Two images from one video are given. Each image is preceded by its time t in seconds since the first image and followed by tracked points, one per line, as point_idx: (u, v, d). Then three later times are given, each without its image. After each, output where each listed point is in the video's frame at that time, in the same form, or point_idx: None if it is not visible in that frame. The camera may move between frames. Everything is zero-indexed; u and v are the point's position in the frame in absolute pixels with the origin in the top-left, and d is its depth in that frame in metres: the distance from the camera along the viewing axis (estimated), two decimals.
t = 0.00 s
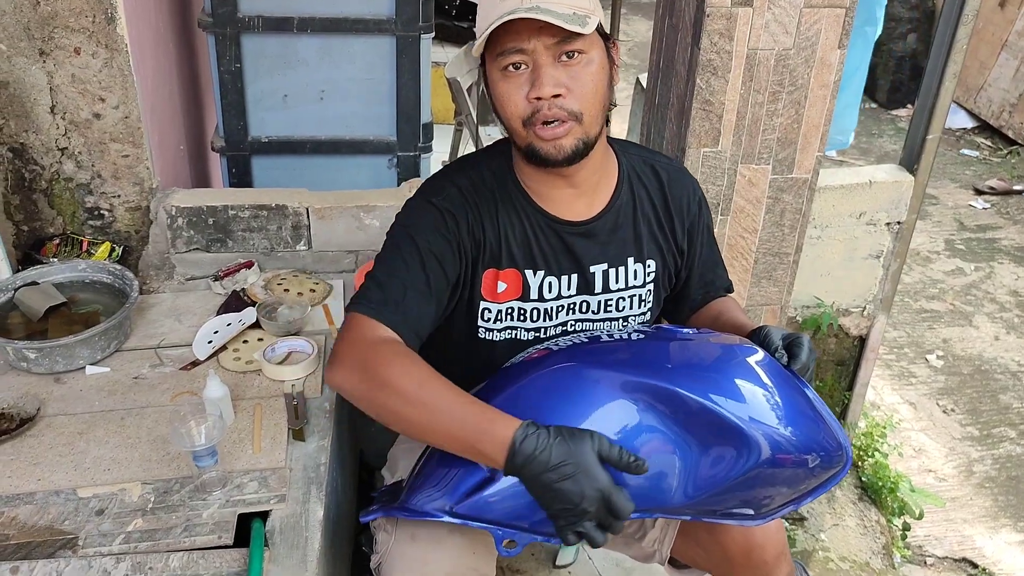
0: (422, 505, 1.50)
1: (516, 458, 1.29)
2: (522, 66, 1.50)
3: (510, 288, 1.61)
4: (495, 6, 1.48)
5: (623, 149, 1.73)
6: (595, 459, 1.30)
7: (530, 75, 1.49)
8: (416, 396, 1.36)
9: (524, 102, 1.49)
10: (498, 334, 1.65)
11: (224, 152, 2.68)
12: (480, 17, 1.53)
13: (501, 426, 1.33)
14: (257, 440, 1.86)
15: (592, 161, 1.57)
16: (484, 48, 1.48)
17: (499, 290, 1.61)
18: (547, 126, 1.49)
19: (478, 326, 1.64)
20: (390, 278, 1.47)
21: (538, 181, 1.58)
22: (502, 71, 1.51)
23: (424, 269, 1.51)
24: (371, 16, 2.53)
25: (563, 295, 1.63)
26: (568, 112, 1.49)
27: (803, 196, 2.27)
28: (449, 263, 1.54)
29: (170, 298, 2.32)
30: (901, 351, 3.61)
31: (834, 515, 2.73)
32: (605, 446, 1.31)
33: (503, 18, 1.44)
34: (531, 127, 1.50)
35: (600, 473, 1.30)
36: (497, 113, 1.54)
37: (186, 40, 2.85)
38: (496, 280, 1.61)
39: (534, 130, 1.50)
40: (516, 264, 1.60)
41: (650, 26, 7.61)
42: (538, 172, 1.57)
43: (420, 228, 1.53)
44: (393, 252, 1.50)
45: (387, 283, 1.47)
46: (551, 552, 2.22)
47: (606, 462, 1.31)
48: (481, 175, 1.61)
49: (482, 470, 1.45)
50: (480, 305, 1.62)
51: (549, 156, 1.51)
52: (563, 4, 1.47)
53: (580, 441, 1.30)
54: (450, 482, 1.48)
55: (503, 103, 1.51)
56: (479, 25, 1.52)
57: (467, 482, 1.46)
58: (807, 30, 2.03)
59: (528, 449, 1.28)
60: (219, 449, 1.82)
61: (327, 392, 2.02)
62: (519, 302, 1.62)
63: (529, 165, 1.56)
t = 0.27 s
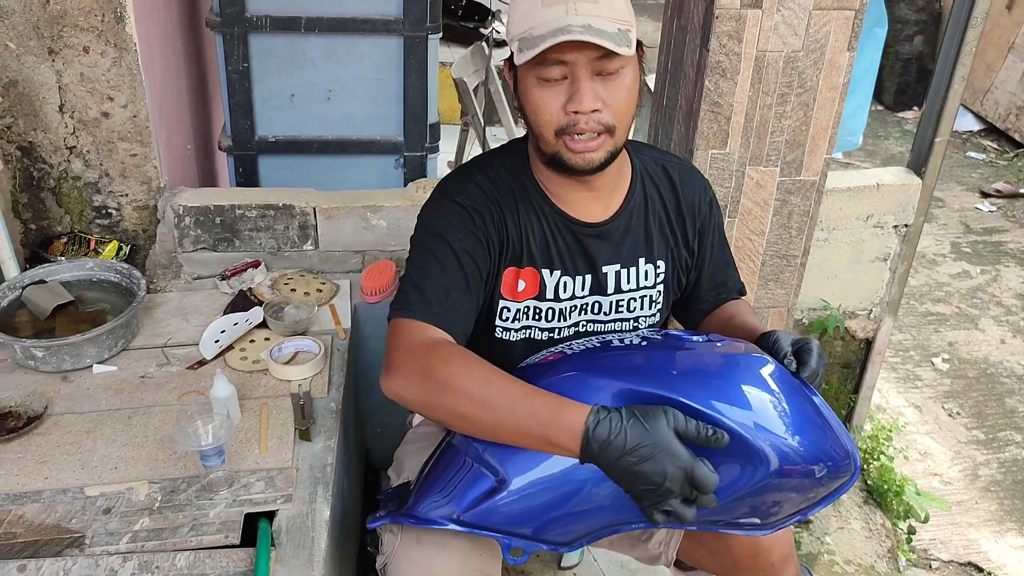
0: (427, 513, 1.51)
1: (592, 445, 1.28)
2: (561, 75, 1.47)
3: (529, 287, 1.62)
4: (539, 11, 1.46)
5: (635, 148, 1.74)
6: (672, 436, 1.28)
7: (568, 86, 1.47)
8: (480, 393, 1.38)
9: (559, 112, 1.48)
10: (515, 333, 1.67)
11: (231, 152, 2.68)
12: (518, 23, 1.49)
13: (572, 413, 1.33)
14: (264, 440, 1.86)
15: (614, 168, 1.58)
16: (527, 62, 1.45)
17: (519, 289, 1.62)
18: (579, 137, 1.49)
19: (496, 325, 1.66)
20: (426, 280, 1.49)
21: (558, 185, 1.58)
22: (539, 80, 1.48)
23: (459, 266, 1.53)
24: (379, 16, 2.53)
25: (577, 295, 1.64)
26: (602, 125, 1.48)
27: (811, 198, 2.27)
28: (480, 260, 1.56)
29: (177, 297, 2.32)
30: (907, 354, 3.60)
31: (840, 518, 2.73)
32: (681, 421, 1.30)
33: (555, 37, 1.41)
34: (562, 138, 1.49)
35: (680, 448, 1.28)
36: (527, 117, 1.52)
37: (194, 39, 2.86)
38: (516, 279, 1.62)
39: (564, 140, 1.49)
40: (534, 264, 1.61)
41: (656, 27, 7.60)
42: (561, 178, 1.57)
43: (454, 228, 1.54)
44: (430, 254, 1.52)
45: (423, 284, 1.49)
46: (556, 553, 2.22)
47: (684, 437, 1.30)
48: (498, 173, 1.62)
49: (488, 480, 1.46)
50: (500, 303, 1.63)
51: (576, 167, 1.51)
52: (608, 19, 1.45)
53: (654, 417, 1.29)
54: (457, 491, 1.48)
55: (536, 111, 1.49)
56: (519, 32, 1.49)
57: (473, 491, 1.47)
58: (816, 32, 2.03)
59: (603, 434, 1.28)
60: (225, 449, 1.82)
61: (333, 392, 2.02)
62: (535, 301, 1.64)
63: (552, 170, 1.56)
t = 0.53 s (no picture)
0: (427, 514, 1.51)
1: (649, 453, 1.30)
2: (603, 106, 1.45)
3: (545, 287, 1.63)
4: (589, 44, 1.44)
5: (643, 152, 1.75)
6: (729, 446, 1.31)
7: (609, 118, 1.45)
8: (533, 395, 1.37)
9: (597, 141, 1.47)
10: (527, 333, 1.68)
11: (238, 153, 2.69)
12: (568, 52, 1.46)
13: (627, 418, 1.34)
14: (271, 441, 1.87)
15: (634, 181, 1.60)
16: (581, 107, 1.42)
17: (536, 289, 1.63)
18: (613, 165, 1.49)
19: (512, 325, 1.67)
20: (462, 276, 1.49)
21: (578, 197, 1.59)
22: (582, 112, 1.45)
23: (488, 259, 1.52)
24: (386, 19, 2.53)
25: (586, 298, 1.65)
26: (637, 155, 1.48)
27: (818, 203, 2.27)
28: (505, 254, 1.56)
29: (184, 298, 2.32)
30: (912, 358, 3.60)
31: (845, 522, 2.72)
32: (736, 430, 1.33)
33: (614, 89, 1.40)
34: (596, 164, 1.49)
35: (735, 457, 1.30)
36: (561, 139, 1.50)
37: (202, 41, 2.87)
38: (533, 279, 1.62)
39: (597, 165, 1.49)
40: (546, 265, 1.61)
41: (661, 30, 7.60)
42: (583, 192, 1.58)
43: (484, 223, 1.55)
44: (461, 247, 1.52)
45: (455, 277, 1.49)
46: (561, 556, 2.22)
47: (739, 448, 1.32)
48: (511, 174, 1.62)
49: (489, 484, 1.46)
50: (517, 302, 1.64)
51: (606, 190, 1.53)
52: (656, 58, 1.46)
53: (712, 427, 1.31)
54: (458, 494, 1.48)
55: (573, 137, 1.48)
56: (568, 62, 1.45)
57: (474, 494, 1.47)
58: (824, 37, 2.03)
59: (660, 442, 1.30)
60: (233, 450, 1.82)
61: (340, 394, 2.03)
62: (545, 302, 1.64)
63: (576, 187, 1.56)
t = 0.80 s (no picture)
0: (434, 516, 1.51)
1: (676, 477, 1.29)
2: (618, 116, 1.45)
3: (558, 290, 1.63)
4: (607, 55, 1.44)
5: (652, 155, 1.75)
6: (755, 471, 1.30)
7: (623, 128, 1.46)
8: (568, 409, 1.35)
9: (611, 150, 1.47)
10: (539, 337, 1.69)
11: (244, 154, 2.70)
12: (585, 61, 1.45)
13: (657, 440, 1.32)
14: (277, 442, 1.87)
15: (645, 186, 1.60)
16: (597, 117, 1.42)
17: (549, 293, 1.63)
18: (626, 174, 1.50)
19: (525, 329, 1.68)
20: (484, 281, 1.47)
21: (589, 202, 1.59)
22: (597, 121, 1.45)
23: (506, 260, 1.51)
24: (393, 20, 2.53)
25: (596, 301, 1.66)
26: (650, 165, 1.49)
27: (824, 206, 2.27)
28: (521, 255, 1.54)
29: (190, 298, 2.33)
30: (916, 361, 3.60)
31: (849, 525, 2.72)
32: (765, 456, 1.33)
33: (631, 102, 1.40)
34: (609, 172, 1.49)
35: (761, 483, 1.30)
36: (574, 145, 1.50)
37: (209, 42, 2.87)
38: (547, 283, 1.62)
39: (610, 173, 1.50)
40: (558, 269, 1.61)
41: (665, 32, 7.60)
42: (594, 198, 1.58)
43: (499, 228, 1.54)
44: (481, 254, 1.51)
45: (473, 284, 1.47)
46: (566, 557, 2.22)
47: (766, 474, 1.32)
48: (523, 176, 1.61)
49: (496, 487, 1.46)
50: (529, 306, 1.63)
51: (617, 197, 1.53)
52: (673, 69, 1.45)
53: (743, 453, 1.31)
54: (465, 497, 1.48)
55: (587, 145, 1.48)
56: (585, 71, 1.45)
57: (481, 497, 1.47)
58: (831, 40, 2.03)
59: (689, 466, 1.29)
60: (239, 450, 1.82)
61: (346, 395, 2.03)
62: (556, 306, 1.65)
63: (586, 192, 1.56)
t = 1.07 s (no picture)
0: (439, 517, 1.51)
1: (587, 486, 1.29)
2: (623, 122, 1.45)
3: (552, 292, 1.63)
4: (615, 60, 1.44)
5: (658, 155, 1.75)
6: (666, 491, 1.30)
7: (628, 134, 1.46)
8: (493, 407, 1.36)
9: (614, 154, 1.48)
10: (536, 338, 1.68)
11: (248, 154, 2.70)
12: (593, 66, 1.45)
13: (577, 447, 1.33)
14: (279, 441, 1.87)
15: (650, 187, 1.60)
16: (599, 123, 1.43)
17: (541, 295, 1.63)
18: (629, 179, 1.50)
19: (519, 331, 1.67)
20: (448, 275, 1.47)
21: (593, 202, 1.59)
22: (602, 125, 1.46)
23: (484, 265, 1.51)
24: (397, 21, 2.54)
25: (599, 302, 1.66)
26: (653, 171, 1.50)
27: (827, 207, 2.27)
28: (503, 261, 1.55)
29: (193, 298, 2.33)
30: (919, 363, 3.59)
31: (851, 527, 2.72)
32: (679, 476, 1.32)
33: (635, 110, 1.40)
34: (612, 176, 1.50)
35: (669, 504, 1.30)
36: (579, 147, 1.51)
37: (213, 41, 2.88)
38: (538, 285, 1.62)
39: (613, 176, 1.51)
40: (558, 271, 1.61)
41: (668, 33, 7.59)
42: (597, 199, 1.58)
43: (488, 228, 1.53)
44: (459, 248, 1.50)
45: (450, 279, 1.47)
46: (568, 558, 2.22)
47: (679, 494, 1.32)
48: (527, 176, 1.61)
49: (501, 490, 1.46)
50: (523, 308, 1.63)
51: (619, 199, 1.54)
52: (680, 79, 1.45)
53: (655, 472, 1.30)
54: (470, 498, 1.49)
55: (591, 148, 1.48)
56: (592, 75, 1.45)
57: (486, 499, 1.47)
58: (834, 42, 2.03)
59: (600, 478, 1.28)
60: (241, 450, 1.82)
61: (348, 395, 2.03)
62: (557, 307, 1.64)
63: (591, 194, 1.56)
